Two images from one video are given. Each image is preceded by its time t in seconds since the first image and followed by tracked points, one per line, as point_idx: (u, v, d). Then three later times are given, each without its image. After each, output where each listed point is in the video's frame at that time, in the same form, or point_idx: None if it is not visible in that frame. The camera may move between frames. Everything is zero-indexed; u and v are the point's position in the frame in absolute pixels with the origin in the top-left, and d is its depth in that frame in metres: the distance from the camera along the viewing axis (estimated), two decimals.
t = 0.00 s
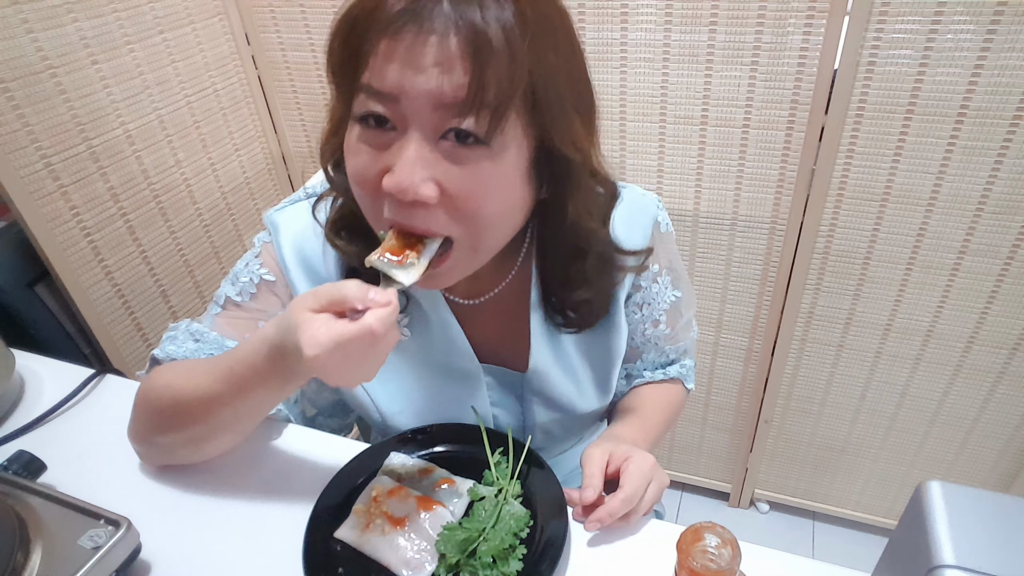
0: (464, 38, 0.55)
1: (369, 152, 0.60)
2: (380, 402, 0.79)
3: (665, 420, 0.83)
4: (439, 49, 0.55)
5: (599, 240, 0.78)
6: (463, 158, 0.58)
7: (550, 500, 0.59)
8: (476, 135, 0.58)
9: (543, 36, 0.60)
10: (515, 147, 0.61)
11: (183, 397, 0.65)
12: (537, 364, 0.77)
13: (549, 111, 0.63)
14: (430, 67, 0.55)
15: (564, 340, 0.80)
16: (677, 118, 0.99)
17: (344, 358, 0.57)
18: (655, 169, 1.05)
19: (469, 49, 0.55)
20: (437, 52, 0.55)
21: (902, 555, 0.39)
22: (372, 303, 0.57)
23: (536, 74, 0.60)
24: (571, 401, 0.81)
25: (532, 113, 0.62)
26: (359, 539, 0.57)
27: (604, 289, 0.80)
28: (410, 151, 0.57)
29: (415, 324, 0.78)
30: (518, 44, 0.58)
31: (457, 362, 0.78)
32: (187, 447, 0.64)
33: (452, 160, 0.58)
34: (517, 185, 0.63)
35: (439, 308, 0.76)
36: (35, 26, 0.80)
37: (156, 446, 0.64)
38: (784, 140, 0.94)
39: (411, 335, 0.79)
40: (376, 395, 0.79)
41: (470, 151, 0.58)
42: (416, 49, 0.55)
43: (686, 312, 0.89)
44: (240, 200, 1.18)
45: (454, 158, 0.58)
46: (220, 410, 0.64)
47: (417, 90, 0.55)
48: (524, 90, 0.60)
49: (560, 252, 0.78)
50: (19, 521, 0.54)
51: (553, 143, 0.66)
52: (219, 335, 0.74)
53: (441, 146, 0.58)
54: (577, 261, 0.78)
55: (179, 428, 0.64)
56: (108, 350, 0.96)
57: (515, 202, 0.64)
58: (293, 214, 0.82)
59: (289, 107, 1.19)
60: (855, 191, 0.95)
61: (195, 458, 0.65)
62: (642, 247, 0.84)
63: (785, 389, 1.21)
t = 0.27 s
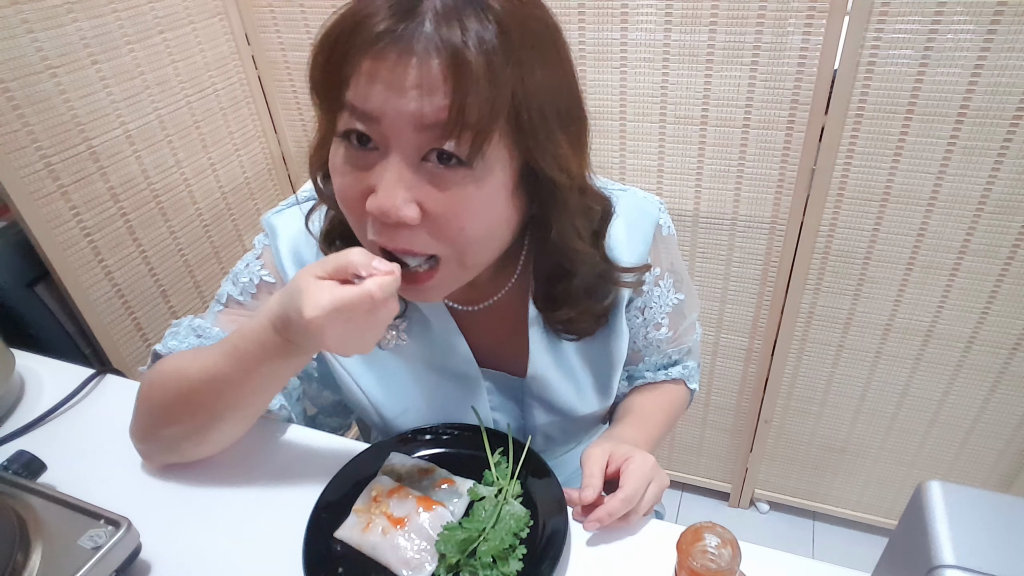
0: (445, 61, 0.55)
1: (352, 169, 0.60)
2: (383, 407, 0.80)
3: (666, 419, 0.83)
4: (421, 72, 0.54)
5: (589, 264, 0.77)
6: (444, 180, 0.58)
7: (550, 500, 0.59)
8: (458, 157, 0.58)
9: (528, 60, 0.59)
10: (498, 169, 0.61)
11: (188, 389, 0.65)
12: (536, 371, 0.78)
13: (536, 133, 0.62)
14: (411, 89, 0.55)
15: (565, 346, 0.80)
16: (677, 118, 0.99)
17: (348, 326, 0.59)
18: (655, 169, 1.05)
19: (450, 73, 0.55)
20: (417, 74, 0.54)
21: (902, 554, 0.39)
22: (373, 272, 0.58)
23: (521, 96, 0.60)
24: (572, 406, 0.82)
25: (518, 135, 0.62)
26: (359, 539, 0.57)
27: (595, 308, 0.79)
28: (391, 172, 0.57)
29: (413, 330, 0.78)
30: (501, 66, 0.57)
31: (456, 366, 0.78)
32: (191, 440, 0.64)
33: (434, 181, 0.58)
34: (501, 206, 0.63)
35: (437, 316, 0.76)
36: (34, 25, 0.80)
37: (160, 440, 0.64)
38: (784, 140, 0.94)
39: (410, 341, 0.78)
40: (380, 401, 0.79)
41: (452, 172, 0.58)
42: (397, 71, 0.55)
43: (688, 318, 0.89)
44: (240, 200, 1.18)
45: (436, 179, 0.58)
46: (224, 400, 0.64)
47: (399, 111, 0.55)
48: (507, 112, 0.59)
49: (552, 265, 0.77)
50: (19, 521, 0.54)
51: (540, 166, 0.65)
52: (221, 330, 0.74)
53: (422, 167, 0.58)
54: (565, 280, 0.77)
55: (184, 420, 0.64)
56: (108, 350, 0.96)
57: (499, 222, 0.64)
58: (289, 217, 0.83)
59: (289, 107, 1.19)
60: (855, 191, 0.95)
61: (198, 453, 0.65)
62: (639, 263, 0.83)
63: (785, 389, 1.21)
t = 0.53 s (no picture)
0: (435, 70, 0.54)
1: (349, 180, 0.60)
2: (382, 408, 0.79)
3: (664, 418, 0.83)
4: (412, 82, 0.54)
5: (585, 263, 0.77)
6: (439, 187, 0.58)
7: (550, 499, 0.59)
8: (453, 164, 0.58)
9: (518, 64, 0.59)
10: (493, 174, 0.61)
11: (184, 385, 0.65)
12: (534, 371, 0.78)
13: (530, 136, 0.62)
14: (402, 99, 0.55)
15: (562, 343, 0.80)
16: (677, 118, 0.99)
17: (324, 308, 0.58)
18: (655, 169, 1.05)
19: (440, 80, 0.55)
20: (408, 85, 0.54)
21: (902, 554, 0.39)
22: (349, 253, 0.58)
23: (513, 101, 0.59)
24: (570, 406, 0.82)
25: (512, 141, 0.62)
26: (359, 539, 0.57)
27: (592, 306, 0.79)
28: (387, 181, 0.58)
29: (414, 331, 0.78)
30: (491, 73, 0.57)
31: (456, 366, 0.78)
32: (188, 437, 0.64)
33: (430, 188, 0.58)
34: (497, 211, 0.63)
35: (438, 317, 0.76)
36: (35, 25, 0.80)
37: (156, 439, 0.64)
38: (784, 140, 0.94)
39: (410, 342, 0.78)
40: (380, 402, 0.79)
41: (447, 178, 0.58)
42: (388, 81, 0.55)
43: (688, 315, 0.90)
44: (240, 200, 1.18)
45: (430, 187, 0.58)
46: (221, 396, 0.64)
47: (392, 121, 0.55)
48: (500, 118, 0.59)
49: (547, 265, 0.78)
50: (19, 521, 0.54)
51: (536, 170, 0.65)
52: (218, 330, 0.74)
53: (417, 175, 0.58)
54: (563, 279, 0.78)
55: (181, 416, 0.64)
56: (108, 350, 0.96)
57: (496, 227, 0.64)
58: (288, 217, 0.83)
59: (289, 107, 1.19)
60: (855, 191, 0.95)
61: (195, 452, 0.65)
62: (638, 258, 0.83)
63: (785, 389, 1.21)
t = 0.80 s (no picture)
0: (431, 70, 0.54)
1: (353, 184, 0.60)
2: (382, 408, 0.79)
3: (665, 415, 0.83)
4: (408, 83, 0.54)
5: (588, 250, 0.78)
6: (441, 184, 0.58)
7: (550, 499, 0.59)
8: (454, 161, 0.58)
9: (512, 56, 0.59)
10: (495, 168, 0.61)
11: (170, 388, 0.64)
12: (535, 369, 0.78)
13: (529, 128, 0.62)
14: (400, 101, 0.55)
15: (562, 339, 0.81)
16: (676, 118, 0.99)
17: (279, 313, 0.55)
18: (655, 169, 1.05)
19: (436, 79, 0.55)
20: (405, 86, 0.54)
21: (902, 554, 0.39)
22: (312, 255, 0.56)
23: (510, 94, 0.59)
24: (570, 404, 0.82)
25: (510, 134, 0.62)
26: (359, 539, 0.57)
27: (593, 297, 0.79)
28: (390, 183, 0.58)
29: (414, 330, 0.78)
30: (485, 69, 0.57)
31: (455, 365, 0.78)
32: (173, 441, 0.64)
33: (432, 187, 0.58)
34: (500, 205, 0.63)
35: (438, 316, 0.76)
36: (35, 26, 0.80)
37: (152, 441, 0.64)
38: (784, 140, 0.94)
39: (409, 340, 0.79)
40: (379, 402, 0.79)
41: (450, 175, 0.59)
42: (385, 83, 0.55)
43: (688, 312, 0.90)
44: (240, 200, 1.18)
45: (433, 185, 0.58)
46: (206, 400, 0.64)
47: (390, 123, 0.55)
48: (497, 112, 0.59)
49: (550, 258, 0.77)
50: (19, 521, 0.54)
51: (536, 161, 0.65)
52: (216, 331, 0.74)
53: (419, 175, 0.58)
54: (566, 268, 0.78)
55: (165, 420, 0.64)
56: (108, 350, 0.96)
57: (500, 221, 0.64)
58: (288, 217, 0.83)
59: (289, 107, 1.19)
60: (855, 191, 0.95)
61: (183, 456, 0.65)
62: (638, 249, 0.84)
63: (785, 389, 1.21)
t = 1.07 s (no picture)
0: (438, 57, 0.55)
1: (354, 170, 0.60)
2: (382, 406, 0.79)
3: (664, 415, 0.83)
4: (414, 69, 0.55)
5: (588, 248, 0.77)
6: (445, 173, 0.58)
7: (550, 499, 0.59)
8: (457, 149, 0.58)
9: (518, 47, 0.59)
10: (498, 158, 0.61)
11: (171, 387, 0.65)
12: (534, 367, 0.78)
13: (532, 119, 0.62)
14: (405, 87, 0.55)
15: (562, 337, 0.81)
16: (676, 118, 0.99)
17: (283, 327, 0.56)
18: (655, 169, 1.05)
19: (442, 65, 0.55)
20: (412, 72, 0.55)
21: (902, 554, 0.39)
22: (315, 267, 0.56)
23: (515, 84, 0.60)
24: (570, 403, 0.82)
25: (514, 124, 0.62)
26: (359, 538, 0.57)
27: (593, 294, 0.79)
28: (392, 169, 0.57)
29: (414, 327, 0.78)
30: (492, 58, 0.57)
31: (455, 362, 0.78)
32: (175, 441, 0.64)
33: (434, 175, 0.58)
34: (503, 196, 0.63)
35: (437, 314, 0.76)
36: (35, 26, 0.80)
37: (151, 440, 0.64)
38: (784, 140, 0.94)
39: (408, 338, 0.79)
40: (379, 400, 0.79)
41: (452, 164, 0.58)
42: (392, 69, 0.55)
43: (688, 309, 0.90)
44: (240, 200, 1.18)
45: (436, 173, 0.58)
46: (207, 401, 0.64)
47: (395, 109, 0.55)
48: (502, 102, 0.59)
49: (551, 254, 0.78)
50: (19, 521, 0.54)
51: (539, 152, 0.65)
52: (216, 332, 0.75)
53: (422, 162, 0.58)
54: (567, 264, 0.78)
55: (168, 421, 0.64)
56: (108, 350, 0.96)
57: (502, 212, 0.64)
58: (289, 216, 0.83)
59: (289, 107, 1.20)
60: (855, 190, 0.95)
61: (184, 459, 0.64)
62: (637, 249, 0.83)
63: (785, 389, 1.21)
